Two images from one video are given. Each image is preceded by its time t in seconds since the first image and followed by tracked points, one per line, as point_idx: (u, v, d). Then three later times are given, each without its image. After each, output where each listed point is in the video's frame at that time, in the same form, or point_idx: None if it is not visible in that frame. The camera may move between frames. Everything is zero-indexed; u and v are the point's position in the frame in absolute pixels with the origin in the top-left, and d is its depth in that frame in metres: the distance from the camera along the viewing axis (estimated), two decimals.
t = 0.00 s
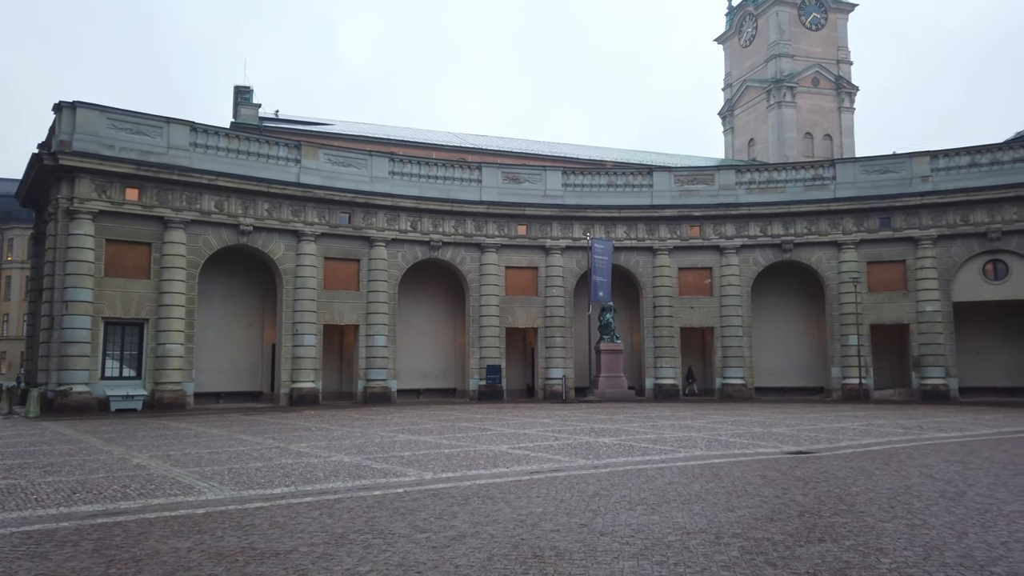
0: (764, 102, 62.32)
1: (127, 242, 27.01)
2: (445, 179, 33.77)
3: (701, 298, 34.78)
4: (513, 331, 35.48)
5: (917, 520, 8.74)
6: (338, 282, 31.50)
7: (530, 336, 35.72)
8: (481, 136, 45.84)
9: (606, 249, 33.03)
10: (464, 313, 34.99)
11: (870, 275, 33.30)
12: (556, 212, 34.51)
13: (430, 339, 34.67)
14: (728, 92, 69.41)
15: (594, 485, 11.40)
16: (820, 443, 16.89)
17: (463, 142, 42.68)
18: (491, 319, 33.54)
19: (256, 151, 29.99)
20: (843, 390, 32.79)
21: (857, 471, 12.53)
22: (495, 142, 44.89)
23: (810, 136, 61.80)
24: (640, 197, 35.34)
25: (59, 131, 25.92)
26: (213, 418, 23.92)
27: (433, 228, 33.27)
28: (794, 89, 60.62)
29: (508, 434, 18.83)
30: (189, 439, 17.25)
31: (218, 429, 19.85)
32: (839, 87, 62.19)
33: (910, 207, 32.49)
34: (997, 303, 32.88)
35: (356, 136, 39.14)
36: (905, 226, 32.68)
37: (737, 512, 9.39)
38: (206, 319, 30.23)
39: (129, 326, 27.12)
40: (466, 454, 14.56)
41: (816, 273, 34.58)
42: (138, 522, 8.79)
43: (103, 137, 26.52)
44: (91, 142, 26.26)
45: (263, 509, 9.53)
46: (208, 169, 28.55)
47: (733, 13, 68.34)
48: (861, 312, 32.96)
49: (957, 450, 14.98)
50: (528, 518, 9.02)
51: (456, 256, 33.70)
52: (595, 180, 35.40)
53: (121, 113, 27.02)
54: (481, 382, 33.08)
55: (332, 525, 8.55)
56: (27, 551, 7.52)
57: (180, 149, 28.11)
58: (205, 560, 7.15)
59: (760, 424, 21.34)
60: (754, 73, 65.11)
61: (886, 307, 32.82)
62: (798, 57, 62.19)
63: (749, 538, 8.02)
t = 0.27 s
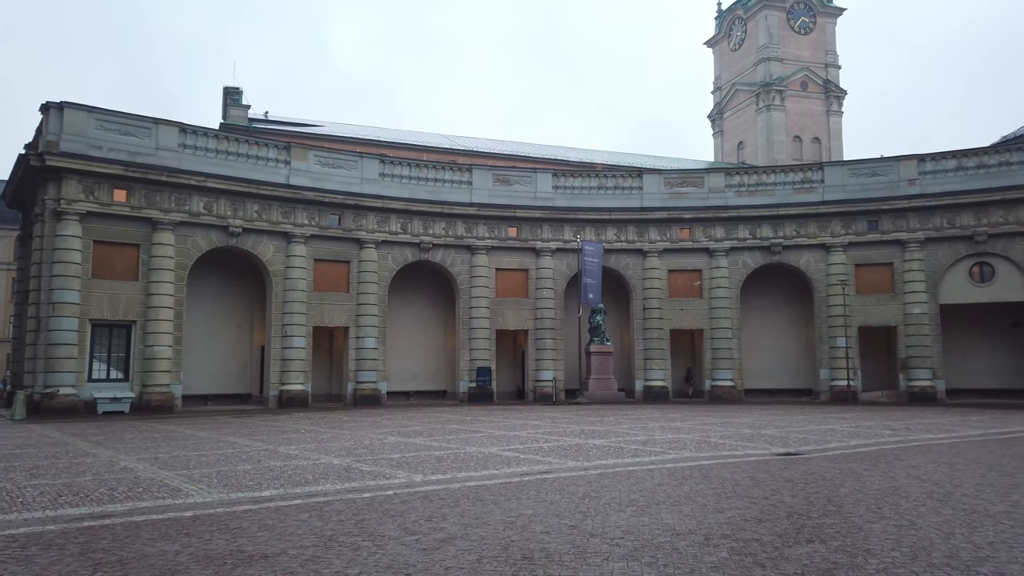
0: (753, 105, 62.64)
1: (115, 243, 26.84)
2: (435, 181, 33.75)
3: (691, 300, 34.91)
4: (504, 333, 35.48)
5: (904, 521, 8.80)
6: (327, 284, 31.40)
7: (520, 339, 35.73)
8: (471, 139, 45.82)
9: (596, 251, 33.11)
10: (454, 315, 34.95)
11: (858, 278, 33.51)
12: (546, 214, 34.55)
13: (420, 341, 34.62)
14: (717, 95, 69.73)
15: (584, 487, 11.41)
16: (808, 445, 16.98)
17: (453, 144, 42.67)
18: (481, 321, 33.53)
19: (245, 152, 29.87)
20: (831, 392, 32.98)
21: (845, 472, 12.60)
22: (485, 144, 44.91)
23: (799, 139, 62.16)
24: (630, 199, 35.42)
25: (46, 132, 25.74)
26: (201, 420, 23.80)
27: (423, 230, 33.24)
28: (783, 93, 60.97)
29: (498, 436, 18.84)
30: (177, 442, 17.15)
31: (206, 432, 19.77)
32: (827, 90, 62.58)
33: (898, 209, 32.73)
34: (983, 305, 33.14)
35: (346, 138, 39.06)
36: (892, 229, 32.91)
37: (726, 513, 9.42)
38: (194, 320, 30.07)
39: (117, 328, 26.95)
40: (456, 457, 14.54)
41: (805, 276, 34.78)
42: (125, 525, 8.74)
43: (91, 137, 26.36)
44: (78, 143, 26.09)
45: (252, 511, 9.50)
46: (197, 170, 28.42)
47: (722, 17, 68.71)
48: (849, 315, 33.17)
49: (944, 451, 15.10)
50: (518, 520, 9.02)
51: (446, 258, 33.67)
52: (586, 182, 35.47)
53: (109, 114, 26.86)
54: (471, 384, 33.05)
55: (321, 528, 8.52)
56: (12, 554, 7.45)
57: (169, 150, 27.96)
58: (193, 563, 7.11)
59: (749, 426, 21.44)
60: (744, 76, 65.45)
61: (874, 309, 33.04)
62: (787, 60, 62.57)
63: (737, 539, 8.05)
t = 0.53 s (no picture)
0: (742, 106, 62.95)
1: (101, 242, 26.64)
2: (424, 181, 33.71)
3: (679, 301, 35.03)
4: (492, 333, 35.48)
5: (890, 520, 8.87)
6: (316, 284, 31.28)
7: (509, 339, 35.73)
8: (461, 138, 45.79)
9: (585, 252, 33.17)
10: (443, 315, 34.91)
11: (845, 279, 33.74)
12: (535, 214, 34.57)
13: (409, 341, 34.56)
14: (706, 96, 70.01)
15: (572, 486, 11.43)
16: (795, 445, 17.08)
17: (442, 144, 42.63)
18: (470, 321, 33.51)
19: (233, 151, 29.72)
20: (818, 392, 33.19)
21: (831, 472, 12.68)
22: (474, 144, 44.88)
23: (786, 141, 62.51)
24: (619, 200, 35.50)
25: (32, 130, 25.52)
26: (189, 420, 23.66)
27: (413, 229, 33.19)
28: (771, 94, 61.30)
29: (486, 436, 18.84)
30: (163, 442, 17.03)
31: (193, 432, 19.66)
32: (815, 92, 62.98)
33: (884, 211, 32.98)
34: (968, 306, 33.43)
35: (335, 137, 38.94)
36: (878, 230, 33.16)
37: (713, 512, 9.46)
38: (181, 320, 29.87)
39: (103, 328, 26.74)
40: (444, 457, 14.52)
41: (792, 277, 34.98)
42: (110, 526, 8.67)
43: (77, 135, 26.14)
44: (64, 140, 25.87)
45: (239, 512, 9.45)
46: (184, 169, 28.25)
47: (711, 19, 69.03)
48: (836, 315, 33.40)
49: (929, 451, 15.24)
50: (506, 519, 9.02)
51: (435, 257, 33.62)
52: (575, 183, 35.51)
53: (96, 112, 26.65)
54: (460, 384, 33.02)
55: (309, 528, 8.49)
56: None
57: (156, 149, 27.78)
58: (179, 564, 7.07)
59: (737, 426, 21.54)
60: (732, 78, 65.74)
61: (860, 310, 33.28)
62: (775, 62, 62.91)
63: (725, 538, 8.09)
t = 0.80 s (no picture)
0: (729, 108, 63.26)
1: (85, 241, 26.40)
2: (412, 180, 33.64)
3: (666, 301, 35.16)
4: (480, 333, 35.47)
5: (873, 519, 8.95)
6: (302, 284, 31.14)
7: (497, 339, 35.73)
8: (449, 138, 45.74)
9: (573, 252, 33.22)
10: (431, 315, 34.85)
11: (830, 280, 33.98)
12: (523, 214, 34.58)
13: (396, 341, 34.48)
14: (693, 98, 70.31)
15: (559, 486, 11.45)
16: (780, 444, 17.19)
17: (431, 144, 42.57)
18: (458, 322, 33.48)
19: (219, 150, 29.54)
20: (804, 392, 33.41)
21: (816, 471, 12.77)
22: (463, 144, 44.84)
23: (773, 142, 62.85)
24: (607, 200, 35.57)
25: (15, 127, 25.28)
26: (174, 421, 23.51)
27: (400, 229, 33.12)
28: (757, 96, 61.62)
29: (473, 436, 18.83)
30: (148, 443, 16.90)
31: (179, 432, 19.53)
32: (801, 94, 63.39)
33: (869, 212, 33.25)
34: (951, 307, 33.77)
35: (322, 136, 38.79)
36: (864, 231, 33.42)
37: (699, 512, 9.50)
38: (167, 319, 29.66)
39: (87, 327, 26.51)
40: (432, 457, 14.51)
41: (778, 277, 35.20)
42: (94, 527, 8.60)
43: (61, 133, 25.90)
44: (48, 138, 25.62)
45: (225, 513, 9.40)
46: (170, 167, 28.05)
47: (698, 21, 69.33)
48: (821, 316, 33.63)
49: (913, 450, 15.39)
50: (493, 519, 9.02)
51: (423, 257, 33.56)
52: (563, 183, 35.56)
53: (80, 109, 26.42)
54: (447, 384, 32.99)
55: (294, 529, 8.46)
56: None
57: (141, 147, 27.57)
58: (162, 565, 7.01)
59: (723, 426, 21.65)
60: (719, 79, 66.04)
61: (845, 311, 33.54)
62: (761, 64, 63.27)
63: (710, 537, 8.13)
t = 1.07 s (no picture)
0: (715, 109, 63.56)
1: (69, 240, 26.15)
2: (399, 180, 33.57)
3: (653, 302, 35.28)
4: (467, 333, 35.43)
5: (857, 518, 9.03)
6: (289, 284, 31.00)
7: (484, 339, 35.71)
8: (436, 138, 45.67)
9: (560, 252, 33.26)
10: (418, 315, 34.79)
11: (815, 281, 34.23)
12: (511, 214, 34.58)
13: (383, 342, 34.39)
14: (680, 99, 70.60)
15: (546, 486, 11.47)
16: (766, 444, 17.31)
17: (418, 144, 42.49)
18: (445, 322, 33.44)
19: (205, 148, 29.35)
20: (789, 392, 33.63)
21: (801, 471, 12.86)
22: (450, 144, 44.81)
23: (759, 144, 63.20)
24: (594, 201, 35.64)
25: None
26: (159, 421, 23.32)
27: (388, 229, 33.04)
28: (744, 98, 61.96)
29: (461, 436, 18.82)
30: (132, 443, 16.75)
31: (163, 433, 19.38)
32: (787, 96, 63.79)
33: (854, 214, 33.52)
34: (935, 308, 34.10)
35: (309, 135, 38.62)
36: (848, 233, 33.68)
37: (685, 512, 9.54)
38: (152, 319, 29.43)
39: (70, 327, 26.26)
40: (419, 457, 14.48)
41: (764, 278, 35.42)
42: (77, 528, 8.52)
43: (44, 131, 25.64)
44: (31, 136, 25.36)
45: (209, 514, 9.34)
46: (155, 166, 27.84)
47: (685, 22, 69.65)
48: (806, 317, 33.87)
49: (896, 450, 15.53)
50: (480, 520, 9.01)
51: (410, 257, 33.50)
52: (551, 184, 35.59)
53: (64, 107, 26.17)
54: (435, 384, 32.94)
55: (280, 530, 8.42)
56: None
57: (126, 146, 27.35)
58: (146, 567, 6.96)
59: (709, 426, 21.78)
60: (706, 81, 66.35)
61: (830, 312, 33.79)
62: (748, 66, 63.63)
63: (696, 537, 8.17)
